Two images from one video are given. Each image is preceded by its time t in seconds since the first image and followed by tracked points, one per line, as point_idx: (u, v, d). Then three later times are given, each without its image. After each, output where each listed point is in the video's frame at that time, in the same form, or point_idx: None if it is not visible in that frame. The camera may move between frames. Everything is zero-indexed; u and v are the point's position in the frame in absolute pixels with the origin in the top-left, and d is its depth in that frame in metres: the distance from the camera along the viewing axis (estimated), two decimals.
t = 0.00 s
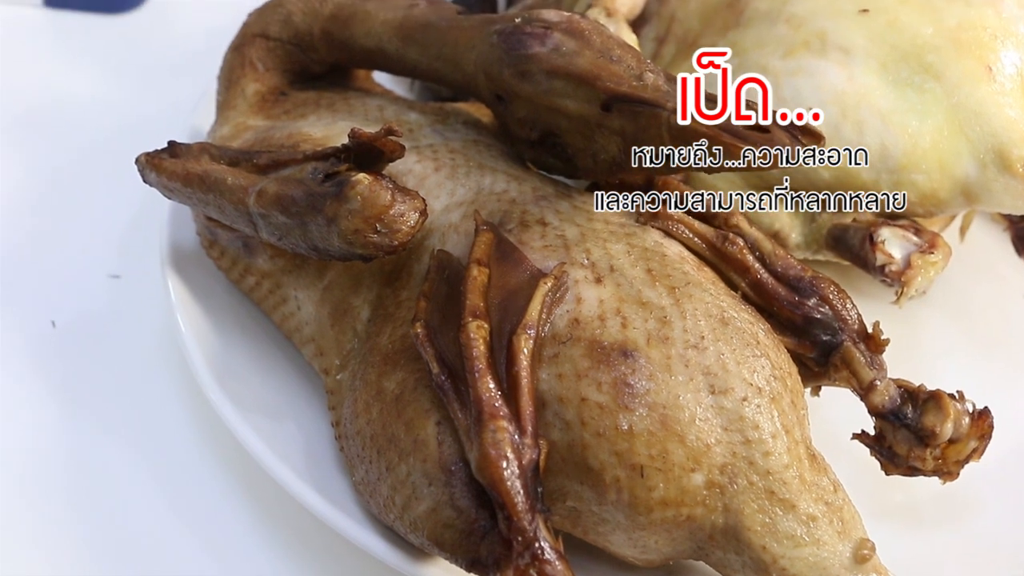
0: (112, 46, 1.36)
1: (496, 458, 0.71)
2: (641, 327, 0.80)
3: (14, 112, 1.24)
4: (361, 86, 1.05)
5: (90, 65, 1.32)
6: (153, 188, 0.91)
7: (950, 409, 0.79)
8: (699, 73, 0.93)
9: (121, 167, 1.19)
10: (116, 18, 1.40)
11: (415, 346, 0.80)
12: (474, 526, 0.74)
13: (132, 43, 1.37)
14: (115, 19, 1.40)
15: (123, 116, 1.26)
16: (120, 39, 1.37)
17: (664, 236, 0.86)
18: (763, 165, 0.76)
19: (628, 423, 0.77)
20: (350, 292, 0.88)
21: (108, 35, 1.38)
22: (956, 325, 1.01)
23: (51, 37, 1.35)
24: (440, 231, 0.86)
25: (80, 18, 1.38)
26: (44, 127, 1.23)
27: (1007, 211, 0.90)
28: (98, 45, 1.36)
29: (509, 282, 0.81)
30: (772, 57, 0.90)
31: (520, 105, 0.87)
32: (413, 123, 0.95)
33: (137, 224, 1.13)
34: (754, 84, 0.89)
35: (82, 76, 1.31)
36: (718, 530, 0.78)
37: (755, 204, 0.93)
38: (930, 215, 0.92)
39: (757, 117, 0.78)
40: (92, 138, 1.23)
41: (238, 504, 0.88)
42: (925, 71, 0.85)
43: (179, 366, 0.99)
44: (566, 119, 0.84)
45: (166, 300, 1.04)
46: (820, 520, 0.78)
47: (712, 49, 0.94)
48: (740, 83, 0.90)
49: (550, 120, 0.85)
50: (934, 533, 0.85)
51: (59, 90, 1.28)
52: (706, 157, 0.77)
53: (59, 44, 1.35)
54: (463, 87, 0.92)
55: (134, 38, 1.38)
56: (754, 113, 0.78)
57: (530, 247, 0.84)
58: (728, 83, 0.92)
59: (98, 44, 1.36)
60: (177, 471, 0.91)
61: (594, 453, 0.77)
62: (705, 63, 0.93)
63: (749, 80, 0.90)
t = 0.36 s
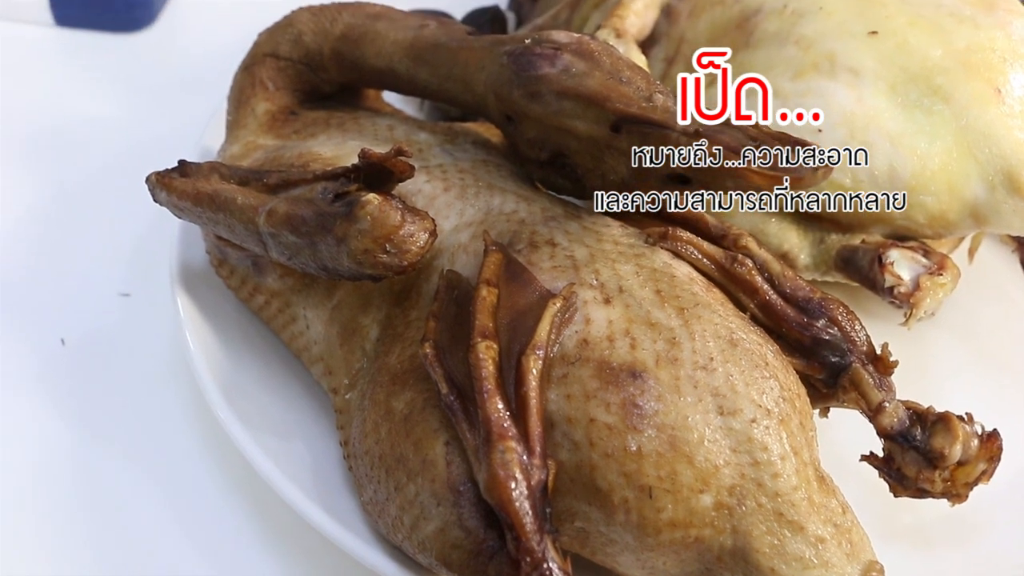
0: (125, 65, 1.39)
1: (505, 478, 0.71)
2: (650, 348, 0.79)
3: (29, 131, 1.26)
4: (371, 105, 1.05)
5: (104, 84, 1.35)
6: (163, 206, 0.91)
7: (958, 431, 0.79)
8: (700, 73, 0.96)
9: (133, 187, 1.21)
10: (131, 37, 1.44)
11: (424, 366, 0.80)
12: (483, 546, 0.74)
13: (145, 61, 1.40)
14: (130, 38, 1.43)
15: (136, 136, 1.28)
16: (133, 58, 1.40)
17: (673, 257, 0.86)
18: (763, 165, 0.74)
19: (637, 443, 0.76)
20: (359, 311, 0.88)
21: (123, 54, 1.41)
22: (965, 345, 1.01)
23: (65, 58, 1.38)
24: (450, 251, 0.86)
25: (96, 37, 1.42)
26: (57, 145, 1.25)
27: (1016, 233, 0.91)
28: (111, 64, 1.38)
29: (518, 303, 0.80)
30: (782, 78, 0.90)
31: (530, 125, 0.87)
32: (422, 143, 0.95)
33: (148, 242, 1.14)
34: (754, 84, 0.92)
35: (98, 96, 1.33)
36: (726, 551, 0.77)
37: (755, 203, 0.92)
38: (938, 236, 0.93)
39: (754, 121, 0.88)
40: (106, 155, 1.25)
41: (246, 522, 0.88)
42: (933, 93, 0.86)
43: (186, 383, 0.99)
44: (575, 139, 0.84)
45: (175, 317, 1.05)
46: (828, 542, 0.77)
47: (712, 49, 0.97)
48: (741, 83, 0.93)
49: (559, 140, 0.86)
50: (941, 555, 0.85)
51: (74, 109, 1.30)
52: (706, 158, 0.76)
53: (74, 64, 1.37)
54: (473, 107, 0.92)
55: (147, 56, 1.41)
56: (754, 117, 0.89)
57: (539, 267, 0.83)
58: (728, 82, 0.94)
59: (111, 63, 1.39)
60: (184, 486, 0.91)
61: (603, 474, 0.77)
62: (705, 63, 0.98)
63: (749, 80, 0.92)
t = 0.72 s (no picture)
0: (136, 84, 1.44)
1: (513, 496, 0.70)
2: (658, 366, 0.79)
3: (41, 149, 1.30)
4: (380, 123, 1.07)
5: (114, 101, 1.40)
6: (172, 224, 0.92)
7: (967, 451, 0.79)
8: (700, 73, 1.01)
9: (140, 206, 1.23)
10: (139, 53, 1.49)
11: (432, 384, 0.80)
12: (490, 564, 0.74)
13: (155, 77, 1.45)
14: (138, 54, 1.49)
15: (145, 154, 1.32)
16: (142, 75, 1.46)
17: (681, 275, 0.86)
18: (764, 164, 0.75)
19: (645, 462, 0.75)
20: (368, 328, 0.88)
21: (131, 70, 1.46)
22: (973, 364, 1.01)
23: (77, 77, 1.44)
24: (458, 269, 0.86)
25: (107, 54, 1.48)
26: (69, 163, 1.29)
27: None
28: (121, 81, 1.44)
29: (527, 321, 0.80)
30: (791, 97, 0.92)
31: (539, 144, 0.87)
32: (431, 160, 0.96)
33: (154, 259, 1.15)
34: (754, 84, 0.95)
35: (110, 116, 1.38)
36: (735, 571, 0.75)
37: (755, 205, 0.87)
38: (946, 256, 0.93)
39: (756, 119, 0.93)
40: (114, 174, 1.28)
41: (251, 536, 0.89)
42: (942, 112, 0.87)
43: (194, 398, 1.00)
44: (583, 158, 0.84)
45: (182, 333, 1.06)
46: (836, 561, 0.75)
47: (712, 49, 1.02)
48: (741, 83, 0.96)
49: (568, 159, 0.85)
50: None
51: (85, 125, 1.35)
52: (706, 158, 0.76)
53: (85, 81, 1.43)
54: (482, 125, 0.93)
55: (156, 72, 1.47)
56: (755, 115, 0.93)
57: (548, 285, 0.83)
58: (728, 83, 0.98)
59: (121, 80, 1.44)
60: (188, 497, 0.92)
61: (611, 492, 0.76)
62: (705, 63, 1.03)
63: (749, 80, 0.96)
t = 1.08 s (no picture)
0: (144, 101, 1.48)
1: (519, 511, 0.69)
2: (665, 382, 0.77)
3: (50, 167, 1.35)
4: (387, 138, 1.08)
5: (123, 116, 1.45)
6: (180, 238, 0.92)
7: (974, 467, 0.78)
8: (700, 73, 1.04)
9: (147, 225, 1.26)
10: (147, 68, 1.54)
11: (439, 398, 0.80)
12: None
13: (164, 92, 1.50)
14: (147, 69, 1.54)
15: (150, 170, 1.36)
16: (150, 90, 1.50)
17: (688, 291, 0.86)
18: (762, 164, 0.76)
19: (651, 478, 0.74)
20: (375, 343, 0.88)
21: (139, 84, 1.51)
22: (980, 380, 1.01)
23: (87, 95, 1.48)
24: (466, 283, 0.86)
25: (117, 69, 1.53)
26: (77, 178, 1.34)
27: None
28: (130, 96, 1.49)
29: (534, 336, 0.79)
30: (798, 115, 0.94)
31: (546, 159, 0.86)
32: (438, 175, 0.97)
33: (160, 275, 1.18)
34: (754, 84, 0.99)
35: (117, 132, 1.42)
36: None
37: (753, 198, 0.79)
38: (953, 272, 0.94)
39: (756, 117, 0.97)
40: (121, 191, 1.32)
41: (254, 546, 0.90)
42: (949, 129, 0.89)
43: (200, 407, 1.02)
44: (590, 174, 0.84)
45: (188, 345, 1.09)
46: None
47: (712, 50, 1.05)
48: (741, 83, 1.00)
49: (575, 174, 0.85)
50: None
51: (96, 141, 1.40)
52: (705, 158, 0.77)
53: (94, 100, 1.48)
54: (488, 139, 0.93)
55: (165, 86, 1.51)
56: (756, 114, 0.97)
57: (555, 301, 0.83)
58: (728, 83, 1.02)
59: (130, 94, 1.49)
60: (191, 507, 0.94)
61: (617, 507, 0.75)
62: (705, 63, 1.05)
63: (749, 80, 1.00)
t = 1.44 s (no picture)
0: (148, 110, 1.49)
1: (522, 523, 0.69)
2: (668, 394, 0.77)
3: (54, 175, 1.36)
4: (391, 148, 1.09)
5: (128, 127, 1.46)
6: (185, 249, 0.93)
7: (978, 479, 0.77)
8: (700, 73, 1.06)
9: (150, 235, 1.26)
10: (152, 78, 1.55)
11: (442, 409, 0.79)
12: None
13: (168, 103, 1.51)
14: (151, 79, 1.55)
15: (153, 179, 1.36)
16: (155, 100, 1.51)
17: (691, 302, 0.85)
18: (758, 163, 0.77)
19: (655, 489, 0.73)
20: (379, 354, 0.88)
21: (144, 94, 1.52)
22: (985, 392, 1.01)
23: (90, 104, 1.49)
24: (470, 294, 0.86)
25: (121, 79, 1.54)
26: (81, 185, 1.34)
27: None
28: (135, 106, 1.50)
29: (538, 347, 0.79)
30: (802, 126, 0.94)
31: (550, 170, 0.86)
32: (443, 186, 0.97)
33: (163, 285, 1.19)
34: (754, 84, 1.00)
35: (120, 141, 1.43)
36: None
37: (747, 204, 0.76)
38: (957, 283, 0.94)
39: (756, 117, 0.98)
40: (124, 198, 1.33)
41: (256, 556, 0.90)
42: (953, 140, 0.89)
43: (203, 417, 1.03)
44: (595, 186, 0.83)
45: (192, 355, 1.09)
46: None
47: (712, 50, 1.06)
48: (741, 84, 1.01)
49: (578, 186, 0.85)
50: None
51: (99, 150, 1.41)
52: (706, 158, 0.77)
53: (98, 109, 1.48)
54: (493, 150, 0.93)
55: (170, 97, 1.52)
56: (756, 113, 0.98)
57: (559, 312, 0.83)
58: (728, 83, 1.03)
59: (135, 104, 1.50)
60: (192, 516, 0.94)
61: (620, 518, 0.74)
62: (705, 63, 1.07)
63: (749, 80, 1.01)
